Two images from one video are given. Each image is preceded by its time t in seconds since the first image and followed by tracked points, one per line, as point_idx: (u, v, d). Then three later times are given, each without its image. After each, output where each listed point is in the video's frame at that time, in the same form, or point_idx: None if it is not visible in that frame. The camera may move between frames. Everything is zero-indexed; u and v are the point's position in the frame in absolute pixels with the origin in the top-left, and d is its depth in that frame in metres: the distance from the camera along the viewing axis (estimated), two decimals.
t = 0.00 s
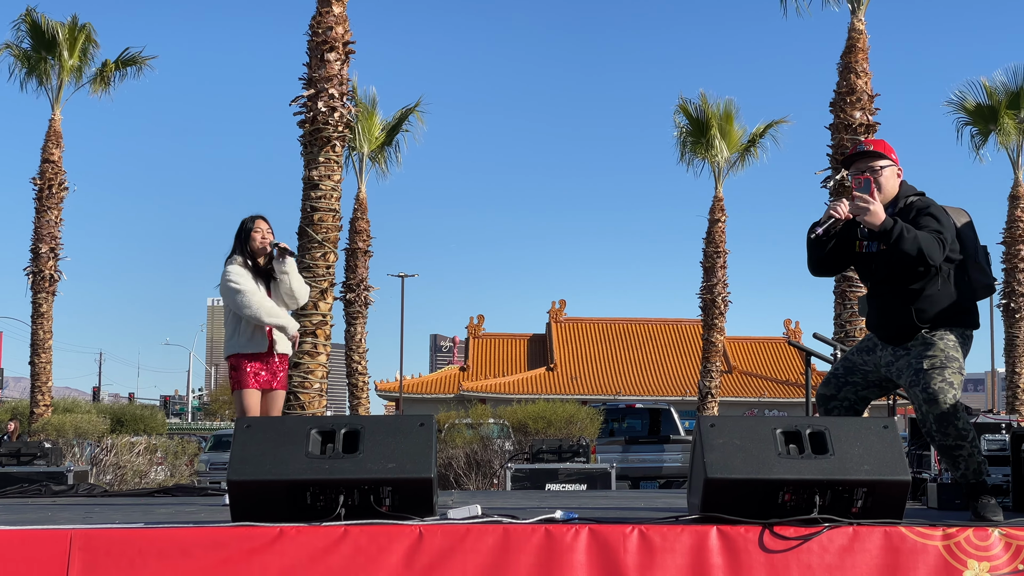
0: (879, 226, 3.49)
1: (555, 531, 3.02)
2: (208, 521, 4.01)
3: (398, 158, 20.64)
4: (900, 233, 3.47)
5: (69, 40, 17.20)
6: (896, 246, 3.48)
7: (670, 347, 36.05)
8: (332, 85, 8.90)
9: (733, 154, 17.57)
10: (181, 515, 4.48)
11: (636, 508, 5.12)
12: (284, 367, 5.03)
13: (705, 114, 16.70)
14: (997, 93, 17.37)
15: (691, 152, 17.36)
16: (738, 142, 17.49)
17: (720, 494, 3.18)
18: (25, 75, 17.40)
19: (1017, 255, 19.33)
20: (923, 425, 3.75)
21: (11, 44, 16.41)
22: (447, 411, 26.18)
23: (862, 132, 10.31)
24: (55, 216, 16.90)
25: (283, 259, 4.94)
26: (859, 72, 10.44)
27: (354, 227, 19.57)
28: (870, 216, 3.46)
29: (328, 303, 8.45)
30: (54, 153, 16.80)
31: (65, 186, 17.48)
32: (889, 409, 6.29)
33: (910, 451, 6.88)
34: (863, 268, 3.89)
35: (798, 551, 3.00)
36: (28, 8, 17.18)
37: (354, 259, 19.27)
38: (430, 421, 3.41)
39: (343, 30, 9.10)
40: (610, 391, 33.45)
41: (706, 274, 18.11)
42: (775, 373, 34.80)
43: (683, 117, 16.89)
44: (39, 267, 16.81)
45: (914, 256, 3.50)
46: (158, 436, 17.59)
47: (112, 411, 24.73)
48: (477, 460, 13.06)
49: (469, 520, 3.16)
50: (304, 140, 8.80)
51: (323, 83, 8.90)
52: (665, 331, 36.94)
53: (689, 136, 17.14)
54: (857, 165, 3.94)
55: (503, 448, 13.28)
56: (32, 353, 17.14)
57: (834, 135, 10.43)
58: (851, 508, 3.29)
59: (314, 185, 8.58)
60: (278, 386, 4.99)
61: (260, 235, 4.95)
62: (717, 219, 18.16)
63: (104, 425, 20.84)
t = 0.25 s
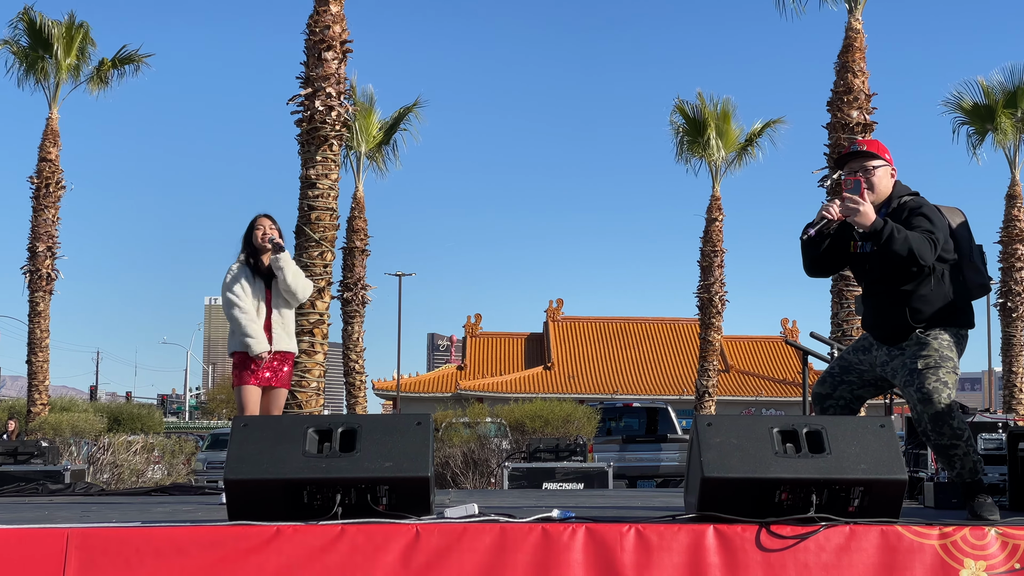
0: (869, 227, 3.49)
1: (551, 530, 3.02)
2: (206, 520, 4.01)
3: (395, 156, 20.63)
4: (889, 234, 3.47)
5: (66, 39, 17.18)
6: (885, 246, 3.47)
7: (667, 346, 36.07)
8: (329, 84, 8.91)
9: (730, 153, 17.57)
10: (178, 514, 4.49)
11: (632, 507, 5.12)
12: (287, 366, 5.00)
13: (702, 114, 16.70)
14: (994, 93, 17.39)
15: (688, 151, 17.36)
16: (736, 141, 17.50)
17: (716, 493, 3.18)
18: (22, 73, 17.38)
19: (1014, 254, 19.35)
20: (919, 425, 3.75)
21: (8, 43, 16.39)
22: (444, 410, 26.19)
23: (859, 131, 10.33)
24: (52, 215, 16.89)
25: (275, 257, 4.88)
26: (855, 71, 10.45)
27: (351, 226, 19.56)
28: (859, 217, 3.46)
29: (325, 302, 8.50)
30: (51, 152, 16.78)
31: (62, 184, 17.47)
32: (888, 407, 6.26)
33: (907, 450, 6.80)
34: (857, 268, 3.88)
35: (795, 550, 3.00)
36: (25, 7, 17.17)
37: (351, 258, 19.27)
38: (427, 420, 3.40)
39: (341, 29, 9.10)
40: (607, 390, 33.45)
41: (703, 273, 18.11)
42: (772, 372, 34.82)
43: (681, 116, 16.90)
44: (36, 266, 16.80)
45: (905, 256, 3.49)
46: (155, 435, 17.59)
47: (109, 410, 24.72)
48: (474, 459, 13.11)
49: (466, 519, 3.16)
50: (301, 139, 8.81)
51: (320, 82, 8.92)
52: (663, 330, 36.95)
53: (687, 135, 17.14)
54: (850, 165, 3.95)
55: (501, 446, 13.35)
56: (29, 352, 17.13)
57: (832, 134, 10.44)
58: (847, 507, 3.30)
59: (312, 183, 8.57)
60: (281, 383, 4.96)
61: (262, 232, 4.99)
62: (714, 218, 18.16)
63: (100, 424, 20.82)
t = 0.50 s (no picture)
0: (861, 226, 3.48)
1: (550, 529, 3.02)
2: (204, 519, 4.01)
3: (394, 155, 20.63)
4: (881, 233, 3.46)
5: (64, 38, 17.18)
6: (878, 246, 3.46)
7: (665, 345, 36.06)
8: (328, 83, 8.92)
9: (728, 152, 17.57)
10: (175, 513, 4.48)
11: (630, 506, 5.13)
12: (285, 368, 4.96)
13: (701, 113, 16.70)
14: (992, 92, 17.41)
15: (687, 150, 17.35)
16: (734, 140, 17.50)
17: (714, 492, 3.18)
18: (20, 72, 17.38)
19: (1011, 253, 19.37)
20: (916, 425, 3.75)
21: (6, 42, 16.39)
22: (443, 410, 26.20)
23: (857, 131, 10.33)
24: (50, 214, 16.88)
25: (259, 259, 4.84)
26: (854, 71, 10.45)
27: (349, 226, 19.57)
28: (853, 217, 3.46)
29: (323, 301, 8.54)
30: (50, 151, 16.79)
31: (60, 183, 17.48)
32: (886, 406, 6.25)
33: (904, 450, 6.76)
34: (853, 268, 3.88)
35: (792, 549, 3.01)
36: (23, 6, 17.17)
37: (349, 257, 19.28)
38: (425, 419, 3.40)
39: (339, 28, 9.13)
40: (605, 389, 33.45)
41: (701, 273, 18.11)
42: (770, 371, 34.83)
43: (679, 115, 16.90)
44: (34, 265, 16.80)
45: (897, 256, 3.48)
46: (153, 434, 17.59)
47: (107, 409, 24.73)
48: (472, 459, 13.13)
49: (463, 519, 3.16)
50: (299, 138, 8.81)
51: (318, 81, 8.92)
52: (661, 329, 36.96)
53: (685, 135, 17.14)
54: (847, 165, 3.96)
55: (499, 445, 13.35)
56: (27, 351, 17.13)
57: (830, 134, 10.44)
58: (846, 507, 3.29)
59: (310, 182, 8.57)
60: (279, 384, 4.92)
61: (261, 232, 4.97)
62: (712, 217, 18.16)
63: (98, 423, 20.82)
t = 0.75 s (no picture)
0: (854, 224, 3.48)
1: (549, 528, 3.02)
2: (204, 518, 4.01)
3: (393, 155, 20.63)
4: (872, 232, 3.45)
5: (64, 37, 17.19)
6: (870, 244, 3.45)
7: (664, 345, 36.06)
8: (327, 83, 8.92)
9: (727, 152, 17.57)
10: (174, 512, 4.47)
11: (629, 506, 5.13)
12: (280, 371, 4.91)
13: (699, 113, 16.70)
14: (992, 93, 17.42)
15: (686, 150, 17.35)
16: (733, 140, 17.50)
17: (713, 491, 3.18)
18: (19, 72, 17.37)
19: (1011, 253, 19.38)
20: (913, 426, 3.75)
21: (5, 41, 16.39)
22: (441, 410, 26.20)
23: (856, 130, 10.33)
24: (49, 214, 16.88)
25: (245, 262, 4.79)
26: (853, 70, 10.45)
27: (348, 226, 19.57)
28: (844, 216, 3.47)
29: (322, 301, 8.55)
30: (49, 151, 16.79)
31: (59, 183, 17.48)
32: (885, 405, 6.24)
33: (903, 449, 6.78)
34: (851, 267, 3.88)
35: (792, 548, 3.01)
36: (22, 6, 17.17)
37: (348, 257, 19.29)
38: (424, 418, 3.40)
39: (338, 28, 9.14)
40: (604, 389, 33.45)
41: (700, 272, 18.11)
42: (769, 371, 34.82)
43: (678, 115, 16.90)
44: (33, 264, 16.80)
45: (890, 255, 3.47)
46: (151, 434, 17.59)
47: (106, 409, 24.73)
48: (471, 458, 13.14)
49: (463, 519, 3.16)
50: (298, 138, 8.81)
51: (317, 81, 8.93)
52: (660, 329, 36.96)
53: (684, 135, 17.14)
54: (845, 165, 3.97)
55: (497, 444, 13.35)
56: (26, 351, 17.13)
57: (829, 134, 10.45)
58: (844, 506, 3.29)
59: (309, 182, 8.57)
60: (274, 386, 4.89)
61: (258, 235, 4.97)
62: (711, 217, 18.16)
63: (97, 423, 20.82)
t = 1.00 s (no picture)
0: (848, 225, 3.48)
1: (547, 528, 3.03)
2: (203, 518, 3.99)
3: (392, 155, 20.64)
4: (866, 231, 3.44)
5: (63, 37, 17.19)
6: (863, 244, 3.45)
7: (664, 345, 36.06)
8: (326, 83, 8.92)
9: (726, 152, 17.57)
10: (173, 512, 4.47)
11: (627, 506, 5.12)
12: (275, 370, 4.90)
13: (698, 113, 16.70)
14: (991, 93, 17.43)
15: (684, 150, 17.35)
16: (732, 140, 17.49)
17: (711, 491, 3.18)
18: (19, 71, 17.37)
19: (1010, 253, 19.39)
20: (911, 426, 3.75)
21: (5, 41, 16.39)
22: (441, 410, 26.17)
23: (856, 131, 10.34)
24: (49, 213, 16.88)
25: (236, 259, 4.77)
26: (852, 70, 10.46)
27: (348, 226, 19.57)
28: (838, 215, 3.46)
29: (321, 300, 8.55)
30: (48, 150, 16.79)
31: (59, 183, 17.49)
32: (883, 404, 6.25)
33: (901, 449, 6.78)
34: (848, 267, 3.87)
35: (791, 548, 3.01)
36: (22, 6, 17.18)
37: (347, 257, 19.30)
38: (423, 418, 3.40)
39: (337, 28, 9.15)
40: (603, 388, 33.45)
41: (699, 272, 18.11)
42: (769, 371, 34.82)
43: (677, 115, 16.90)
44: (32, 263, 16.79)
45: (884, 254, 3.47)
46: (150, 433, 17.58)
47: (105, 408, 24.73)
48: (470, 458, 13.14)
49: (462, 518, 3.16)
50: (298, 138, 8.82)
51: (317, 80, 8.92)
52: (659, 329, 36.96)
53: (683, 135, 17.14)
54: (843, 166, 3.98)
55: (497, 444, 13.35)
56: (25, 350, 17.13)
57: (828, 134, 10.45)
58: (844, 506, 3.30)
59: (308, 182, 8.58)
60: (270, 386, 4.88)
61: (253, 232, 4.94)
62: (710, 217, 18.16)
63: (96, 423, 20.82)
